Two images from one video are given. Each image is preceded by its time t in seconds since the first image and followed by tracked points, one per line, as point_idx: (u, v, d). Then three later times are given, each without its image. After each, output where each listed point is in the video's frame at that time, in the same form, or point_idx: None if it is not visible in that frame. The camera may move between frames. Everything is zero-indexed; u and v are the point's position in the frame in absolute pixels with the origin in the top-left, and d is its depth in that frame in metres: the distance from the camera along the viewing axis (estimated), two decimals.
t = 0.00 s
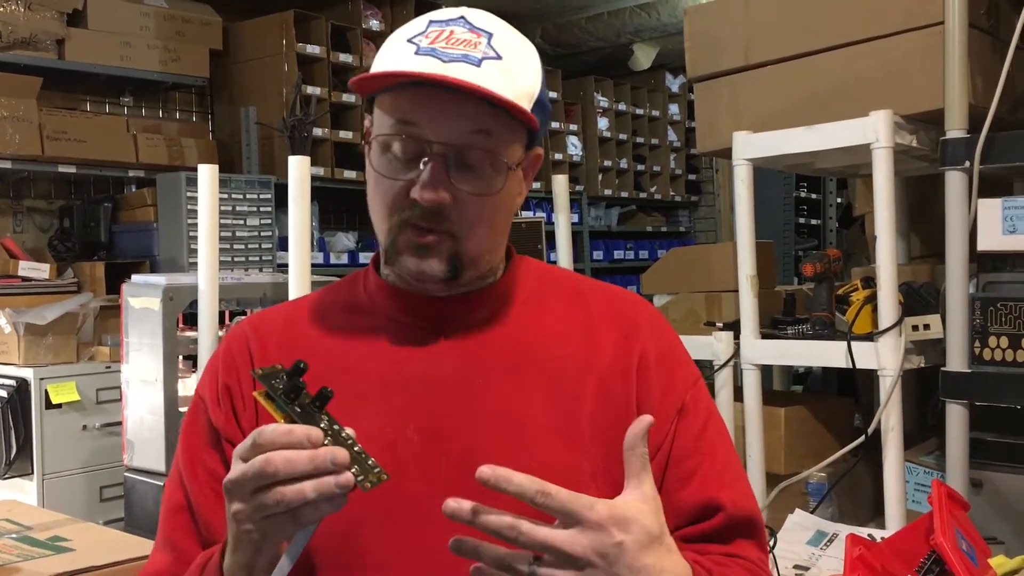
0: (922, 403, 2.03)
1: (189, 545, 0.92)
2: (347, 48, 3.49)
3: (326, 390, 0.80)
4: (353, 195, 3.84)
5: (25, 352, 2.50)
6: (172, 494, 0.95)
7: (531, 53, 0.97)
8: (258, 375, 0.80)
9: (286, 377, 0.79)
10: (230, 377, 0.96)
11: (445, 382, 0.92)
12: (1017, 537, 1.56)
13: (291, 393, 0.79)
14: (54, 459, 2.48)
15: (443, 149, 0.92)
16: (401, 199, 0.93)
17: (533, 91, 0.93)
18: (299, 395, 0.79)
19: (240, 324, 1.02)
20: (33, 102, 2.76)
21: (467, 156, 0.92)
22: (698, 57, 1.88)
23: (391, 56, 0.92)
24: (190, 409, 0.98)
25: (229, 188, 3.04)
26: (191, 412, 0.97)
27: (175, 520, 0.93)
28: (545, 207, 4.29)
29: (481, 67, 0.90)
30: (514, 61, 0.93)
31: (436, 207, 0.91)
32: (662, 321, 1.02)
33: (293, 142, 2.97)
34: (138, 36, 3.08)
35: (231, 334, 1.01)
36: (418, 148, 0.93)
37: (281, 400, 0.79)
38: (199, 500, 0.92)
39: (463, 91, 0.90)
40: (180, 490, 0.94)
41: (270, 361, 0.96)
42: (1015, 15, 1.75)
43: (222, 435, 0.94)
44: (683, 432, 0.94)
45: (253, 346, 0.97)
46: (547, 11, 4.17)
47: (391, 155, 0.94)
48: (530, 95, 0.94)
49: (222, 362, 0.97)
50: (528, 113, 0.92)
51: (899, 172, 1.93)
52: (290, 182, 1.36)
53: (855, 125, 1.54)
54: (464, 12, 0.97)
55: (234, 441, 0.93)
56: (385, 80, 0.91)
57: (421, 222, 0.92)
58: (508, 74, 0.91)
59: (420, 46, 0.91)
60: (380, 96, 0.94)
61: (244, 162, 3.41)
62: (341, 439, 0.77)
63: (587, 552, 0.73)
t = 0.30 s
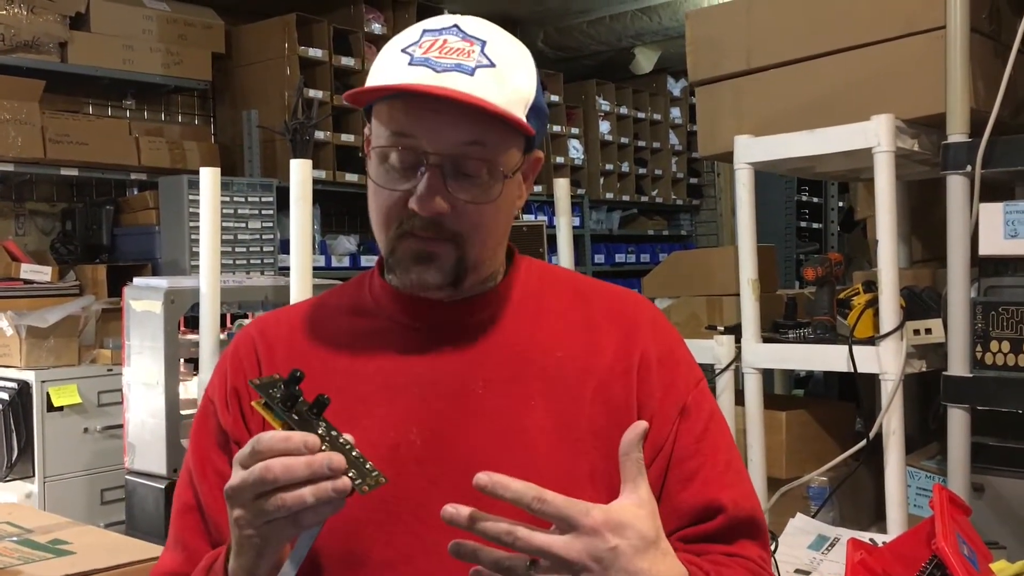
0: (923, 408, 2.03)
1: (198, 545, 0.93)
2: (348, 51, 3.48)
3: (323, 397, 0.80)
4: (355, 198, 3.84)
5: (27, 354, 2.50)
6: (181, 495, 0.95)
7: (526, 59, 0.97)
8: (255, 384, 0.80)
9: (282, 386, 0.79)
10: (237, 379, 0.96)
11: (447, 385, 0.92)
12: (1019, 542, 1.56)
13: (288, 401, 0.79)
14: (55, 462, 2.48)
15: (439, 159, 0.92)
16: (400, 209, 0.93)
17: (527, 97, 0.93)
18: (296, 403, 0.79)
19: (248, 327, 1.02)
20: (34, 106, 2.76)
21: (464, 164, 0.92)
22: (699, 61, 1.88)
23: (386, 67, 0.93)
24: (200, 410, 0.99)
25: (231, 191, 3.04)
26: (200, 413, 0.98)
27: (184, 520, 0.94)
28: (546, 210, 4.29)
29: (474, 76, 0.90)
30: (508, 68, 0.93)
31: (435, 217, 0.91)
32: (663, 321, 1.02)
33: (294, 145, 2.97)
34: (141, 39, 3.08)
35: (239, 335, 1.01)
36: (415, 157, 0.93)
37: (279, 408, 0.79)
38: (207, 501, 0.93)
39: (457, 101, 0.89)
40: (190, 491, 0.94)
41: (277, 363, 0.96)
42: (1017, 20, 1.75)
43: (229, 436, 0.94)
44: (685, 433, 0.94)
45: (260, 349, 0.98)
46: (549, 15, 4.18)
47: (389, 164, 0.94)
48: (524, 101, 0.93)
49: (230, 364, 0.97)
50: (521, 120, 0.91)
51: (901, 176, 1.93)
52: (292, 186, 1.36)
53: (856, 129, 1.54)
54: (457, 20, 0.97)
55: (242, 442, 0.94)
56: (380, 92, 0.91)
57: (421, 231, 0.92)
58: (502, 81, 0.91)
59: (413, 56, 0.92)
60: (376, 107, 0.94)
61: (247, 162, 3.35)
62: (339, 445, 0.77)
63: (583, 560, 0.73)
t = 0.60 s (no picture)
0: (927, 411, 2.02)
1: (206, 547, 0.93)
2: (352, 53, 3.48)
3: (321, 402, 0.80)
4: (357, 200, 3.85)
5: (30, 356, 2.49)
6: (189, 497, 0.95)
7: (523, 57, 0.97)
8: (254, 393, 0.79)
9: (281, 393, 0.79)
10: (244, 382, 0.96)
11: (450, 388, 0.92)
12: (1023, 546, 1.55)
13: (288, 408, 0.78)
14: (57, 464, 2.48)
15: (438, 155, 0.92)
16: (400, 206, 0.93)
17: (524, 93, 0.93)
18: (296, 410, 0.79)
19: (256, 330, 1.02)
20: (38, 107, 2.77)
21: (463, 161, 0.92)
22: (702, 63, 1.88)
23: (385, 66, 0.93)
24: (208, 413, 0.99)
25: (234, 193, 3.05)
26: (209, 416, 0.98)
27: (192, 522, 0.94)
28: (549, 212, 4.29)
29: (471, 72, 0.90)
30: (505, 65, 0.93)
31: (435, 213, 0.91)
32: (668, 322, 1.02)
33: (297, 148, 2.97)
34: (145, 41, 3.09)
35: (246, 338, 1.01)
36: (415, 154, 0.93)
37: (278, 415, 0.78)
38: (214, 503, 0.93)
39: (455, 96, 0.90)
40: (198, 493, 0.94)
41: (284, 367, 0.96)
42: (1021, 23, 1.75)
43: (236, 438, 0.94)
44: (692, 436, 0.94)
45: (266, 352, 0.98)
46: (552, 17, 4.18)
47: (390, 163, 0.94)
48: (522, 97, 0.93)
49: (236, 367, 0.97)
50: (519, 115, 0.91)
51: (905, 178, 1.92)
52: (295, 188, 1.36)
53: (861, 132, 1.53)
54: (454, 22, 0.97)
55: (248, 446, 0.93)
56: (379, 90, 0.91)
57: (423, 229, 0.92)
58: (498, 78, 0.91)
59: (411, 56, 0.92)
60: (377, 106, 0.95)
61: (250, 165, 3.35)
62: (340, 449, 0.78)
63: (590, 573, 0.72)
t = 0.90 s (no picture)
0: (929, 414, 2.02)
1: (210, 546, 0.93)
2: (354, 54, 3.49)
3: (319, 402, 0.80)
4: (359, 201, 3.84)
5: (32, 356, 2.49)
6: (194, 496, 0.95)
7: (525, 58, 0.97)
8: (251, 396, 0.79)
9: (278, 394, 0.79)
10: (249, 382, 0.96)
11: (454, 388, 0.92)
12: None
13: (286, 410, 0.79)
14: (59, 464, 2.48)
15: (440, 157, 0.91)
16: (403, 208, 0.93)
17: (526, 94, 0.93)
18: (295, 411, 0.79)
19: (261, 330, 1.02)
20: (40, 108, 2.77)
21: (465, 161, 0.91)
22: (705, 64, 1.88)
23: (387, 69, 0.93)
24: (213, 413, 0.99)
25: (235, 194, 3.05)
26: (214, 416, 0.98)
27: (197, 521, 0.94)
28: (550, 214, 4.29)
29: (472, 74, 0.90)
30: (506, 66, 0.93)
31: (438, 214, 0.91)
32: (671, 322, 1.02)
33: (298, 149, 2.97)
34: (147, 42, 3.09)
35: (252, 338, 1.01)
36: (416, 156, 0.92)
37: (276, 417, 0.78)
38: (219, 502, 0.93)
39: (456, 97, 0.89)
40: (202, 492, 0.94)
41: (288, 367, 0.96)
42: None
43: (240, 437, 0.94)
44: (693, 434, 0.94)
45: (271, 351, 0.98)
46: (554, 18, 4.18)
47: (392, 165, 0.94)
48: (523, 98, 0.93)
49: (242, 367, 0.97)
50: (519, 115, 0.91)
51: (907, 179, 1.92)
52: (297, 189, 1.36)
53: (863, 132, 1.53)
54: (455, 23, 0.97)
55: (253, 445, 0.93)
56: (380, 92, 0.92)
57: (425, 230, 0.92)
58: (499, 78, 0.91)
59: (413, 58, 0.92)
60: (380, 108, 0.95)
61: (252, 165, 3.33)
62: (340, 448, 0.78)
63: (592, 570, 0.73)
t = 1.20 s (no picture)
0: (932, 416, 2.02)
1: (214, 545, 0.93)
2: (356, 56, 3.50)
3: (326, 400, 0.79)
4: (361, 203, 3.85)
5: (34, 358, 2.49)
6: (198, 497, 0.95)
7: (525, 61, 0.97)
8: (257, 393, 0.80)
9: (284, 392, 0.79)
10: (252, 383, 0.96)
11: (458, 389, 0.92)
12: None
13: (290, 407, 0.78)
14: (61, 466, 2.48)
15: (440, 159, 0.92)
16: (402, 209, 0.93)
17: (525, 97, 0.93)
18: (301, 408, 0.79)
19: (266, 331, 1.02)
20: (42, 110, 2.77)
21: (464, 164, 0.92)
22: (707, 66, 1.88)
23: (388, 71, 0.94)
24: (217, 414, 0.99)
25: (238, 196, 3.05)
26: (218, 416, 0.98)
27: (200, 521, 0.94)
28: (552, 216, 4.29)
29: (472, 76, 0.90)
30: (506, 69, 0.93)
31: (436, 215, 0.91)
32: (673, 325, 1.01)
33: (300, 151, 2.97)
34: (149, 44, 3.09)
35: (256, 339, 1.01)
36: (416, 157, 0.92)
37: (281, 414, 0.78)
38: (223, 502, 0.93)
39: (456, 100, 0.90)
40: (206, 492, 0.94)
41: (292, 368, 0.96)
42: None
43: (244, 437, 0.94)
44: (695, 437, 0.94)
45: (274, 352, 0.98)
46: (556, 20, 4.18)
47: (392, 166, 0.94)
48: (523, 100, 0.93)
49: (246, 368, 0.98)
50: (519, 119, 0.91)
51: (910, 181, 1.92)
52: (300, 191, 1.36)
53: (866, 134, 1.53)
54: (457, 26, 0.97)
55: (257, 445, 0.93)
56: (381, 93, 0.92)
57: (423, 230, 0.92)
58: (499, 82, 0.91)
59: (414, 60, 0.92)
60: (381, 110, 0.95)
61: (252, 167, 3.33)
62: (345, 445, 0.77)
63: None
